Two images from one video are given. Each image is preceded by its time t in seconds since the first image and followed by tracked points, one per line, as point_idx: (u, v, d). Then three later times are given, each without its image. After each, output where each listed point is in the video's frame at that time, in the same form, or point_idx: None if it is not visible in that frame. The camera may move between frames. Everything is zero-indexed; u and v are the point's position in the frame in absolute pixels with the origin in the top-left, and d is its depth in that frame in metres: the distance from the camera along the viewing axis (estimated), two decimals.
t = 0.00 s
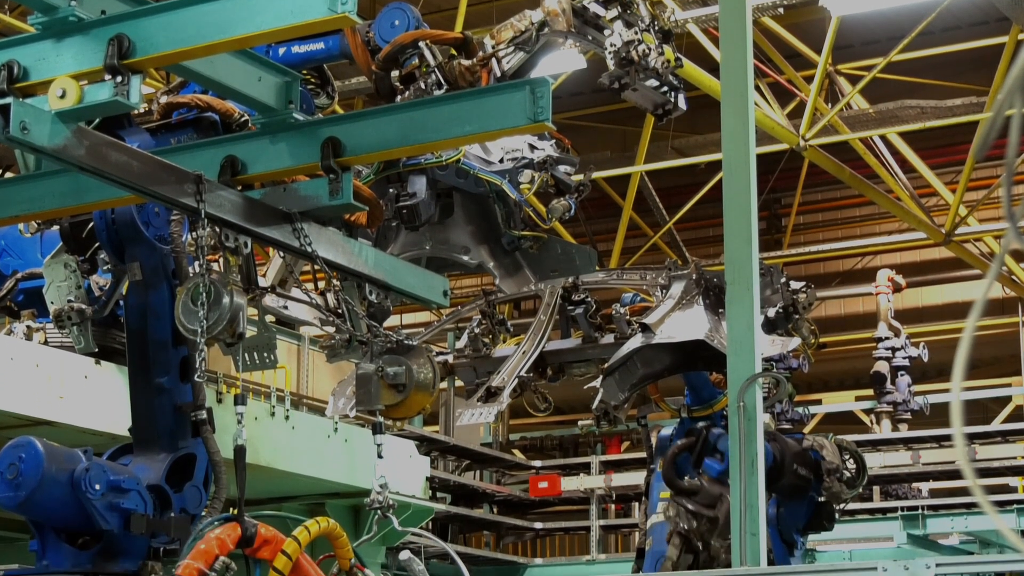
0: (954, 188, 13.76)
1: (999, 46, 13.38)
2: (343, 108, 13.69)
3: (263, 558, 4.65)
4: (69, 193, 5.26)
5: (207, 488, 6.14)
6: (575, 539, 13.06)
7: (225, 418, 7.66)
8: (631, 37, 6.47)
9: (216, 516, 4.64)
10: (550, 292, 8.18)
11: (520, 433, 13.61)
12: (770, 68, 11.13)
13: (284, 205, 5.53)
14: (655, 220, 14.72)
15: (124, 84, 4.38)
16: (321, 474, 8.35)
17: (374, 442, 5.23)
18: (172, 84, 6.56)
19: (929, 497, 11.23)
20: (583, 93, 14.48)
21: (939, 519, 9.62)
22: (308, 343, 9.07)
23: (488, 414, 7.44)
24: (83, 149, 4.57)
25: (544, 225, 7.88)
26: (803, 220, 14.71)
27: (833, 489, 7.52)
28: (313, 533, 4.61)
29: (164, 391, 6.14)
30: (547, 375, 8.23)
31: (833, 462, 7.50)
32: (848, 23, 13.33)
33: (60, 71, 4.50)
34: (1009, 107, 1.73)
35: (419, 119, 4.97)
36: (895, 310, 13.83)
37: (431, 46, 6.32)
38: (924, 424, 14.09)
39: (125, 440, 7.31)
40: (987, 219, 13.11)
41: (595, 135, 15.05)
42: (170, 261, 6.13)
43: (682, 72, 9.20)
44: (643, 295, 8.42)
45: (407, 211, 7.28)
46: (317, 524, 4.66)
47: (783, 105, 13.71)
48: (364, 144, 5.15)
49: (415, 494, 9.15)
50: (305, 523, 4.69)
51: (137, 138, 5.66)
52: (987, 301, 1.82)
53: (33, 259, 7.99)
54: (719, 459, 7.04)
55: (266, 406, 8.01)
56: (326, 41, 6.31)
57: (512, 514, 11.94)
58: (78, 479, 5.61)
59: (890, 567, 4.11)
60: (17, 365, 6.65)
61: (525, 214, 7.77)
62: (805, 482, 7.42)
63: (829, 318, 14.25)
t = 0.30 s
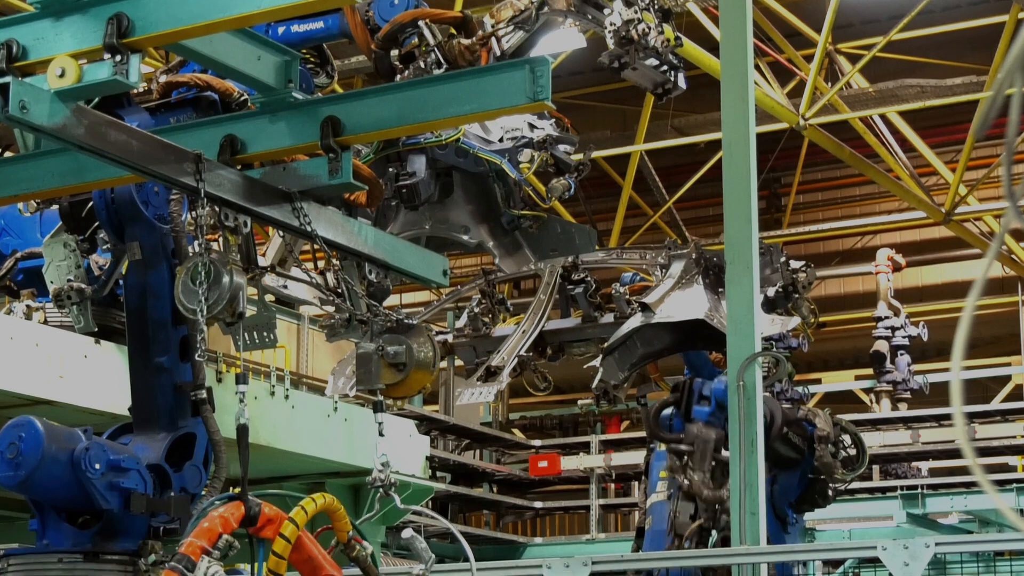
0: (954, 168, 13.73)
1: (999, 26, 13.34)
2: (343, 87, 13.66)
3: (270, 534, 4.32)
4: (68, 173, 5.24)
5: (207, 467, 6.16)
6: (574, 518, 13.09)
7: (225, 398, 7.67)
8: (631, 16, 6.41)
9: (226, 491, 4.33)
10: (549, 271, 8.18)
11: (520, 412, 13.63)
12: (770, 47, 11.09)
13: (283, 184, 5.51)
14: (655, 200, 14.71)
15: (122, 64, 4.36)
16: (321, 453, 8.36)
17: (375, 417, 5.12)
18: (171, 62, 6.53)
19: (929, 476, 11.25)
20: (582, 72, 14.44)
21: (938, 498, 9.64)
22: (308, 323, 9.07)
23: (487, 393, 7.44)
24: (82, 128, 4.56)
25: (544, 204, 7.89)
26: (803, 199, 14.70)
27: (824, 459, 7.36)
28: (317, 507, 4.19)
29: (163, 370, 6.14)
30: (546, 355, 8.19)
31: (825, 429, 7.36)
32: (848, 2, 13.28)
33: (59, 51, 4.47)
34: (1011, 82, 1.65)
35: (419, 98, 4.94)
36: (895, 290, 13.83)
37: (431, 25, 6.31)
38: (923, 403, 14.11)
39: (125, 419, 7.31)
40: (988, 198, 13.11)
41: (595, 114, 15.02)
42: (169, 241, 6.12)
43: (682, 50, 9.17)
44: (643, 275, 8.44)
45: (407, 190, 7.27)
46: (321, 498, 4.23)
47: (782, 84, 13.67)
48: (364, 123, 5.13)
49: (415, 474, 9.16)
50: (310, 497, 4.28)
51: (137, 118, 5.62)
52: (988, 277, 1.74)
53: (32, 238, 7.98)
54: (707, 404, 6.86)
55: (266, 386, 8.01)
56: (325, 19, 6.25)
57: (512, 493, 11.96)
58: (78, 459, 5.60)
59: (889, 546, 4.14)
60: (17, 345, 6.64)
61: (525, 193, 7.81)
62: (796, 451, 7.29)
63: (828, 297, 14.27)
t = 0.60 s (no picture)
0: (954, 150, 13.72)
1: (999, 8, 13.32)
2: (343, 70, 13.63)
3: (266, 525, 3.61)
4: (68, 155, 5.23)
5: (207, 451, 6.17)
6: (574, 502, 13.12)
7: (225, 381, 7.68)
8: None
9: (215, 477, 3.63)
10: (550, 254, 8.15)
11: (520, 395, 13.65)
12: (770, 30, 11.05)
13: (285, 167, 5.49)
14: (654, 183, 14.70)
15: (123, 46, 4.33)
16: (321, 436, 8.38)
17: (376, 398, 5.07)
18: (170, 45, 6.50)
19: (928, 459, 11.29)
20: (581, 55, 14.40)
21: (937, 481, 9.65)
22: (307, 306, 9.08)
23: (487, 376, 7.43)
24: (83, 111, 4.55)
25: (544, 187, 7.84)
26: (803, 182, 14.69)
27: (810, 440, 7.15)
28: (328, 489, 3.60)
29: (163, 353, 6.15)
30: (546, 339, 8.05)
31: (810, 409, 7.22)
32: None
33: (58, 34, 4.41)
34: (1008, 68, 1.67)
35: (419, 80, 4.93)
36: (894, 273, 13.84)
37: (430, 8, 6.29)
38: (923, 386, 14.13)
39: (126, 403, 7.31)
40: (987, 181, 13.12)
41: (595, 97, 15.00)
42: (168, 224, 6.12)
43: (682, 34, 9.16)
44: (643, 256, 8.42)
45: (407, 174, 7.39)
46: (327, 482, 3.63)
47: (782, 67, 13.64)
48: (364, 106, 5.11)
49: (414, 458, 9.18)
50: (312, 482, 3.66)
51: (136, 100, 5.66)
52: (988, 262, 1.76)
53: (32, 222, 7.96)
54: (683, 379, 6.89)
55: (266, 368, 8.02)
56: (324, 2, 6.27)
57: (512, 476, 11.98)
58: (78, 442, 5.62)
59: (889, 529, 4.15)
60: (17, 328, 6.64)
61: (524, 176, 7.76)
62: (780, 434, 7.13)
63: (828, 280, 14.28)
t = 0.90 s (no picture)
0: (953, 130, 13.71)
1: None
2: (342, 49, 13.59)
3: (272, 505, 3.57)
4: (68, 135, 5.21)
5: (207, 430, 6.17)
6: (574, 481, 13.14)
7: (225, 361, 7.68)
8: None
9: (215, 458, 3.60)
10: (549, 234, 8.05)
11: (520, 375, 13.66)
12: (770, 9, 11.02)
13: (286, 146, 5.44)
14: (654, 162, 14.69)
15: (124, 24, 4.28)
16: (321, 415, 8.38)
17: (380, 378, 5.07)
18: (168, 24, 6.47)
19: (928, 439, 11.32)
20: (581, 34, 14.36)
21: (937, 461, 9.66)
22: (307, 286, 9.07)
23: (486, 356, 7.40)
24: (84, 90, 4.53)
25: (544, 166, 7.92)
26: (803, 162, 14.68)
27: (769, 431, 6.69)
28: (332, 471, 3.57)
29: (164, 333, 6.14)
30: (546, 318, 7.95)
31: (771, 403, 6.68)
32: None
33: (59, 13, 4.36)
34: (1010, 45, 1.67)
35: (420, 60, 4.90)
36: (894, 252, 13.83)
37: None
38: (922, 366, 14.14)
39: (125, 382, 7.30)
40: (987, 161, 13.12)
41: (594, 76, 14.96)
42: (168, 203, 6.09)
43: (683, 14, 9.14)
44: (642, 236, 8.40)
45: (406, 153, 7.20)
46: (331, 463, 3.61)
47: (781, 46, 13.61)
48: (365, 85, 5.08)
49: (414, 437, 9.18)
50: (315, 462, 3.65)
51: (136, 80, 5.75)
52: (988, 240, 1.79)
53: (31, 201, 7.94)
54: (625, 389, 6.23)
55: (266, 348, 8.03)
56: None
57: (512, 455, 11.99)
58: (78, 422, 5.63)
59: (888, 508, 4.15)
60: (16, 308, 6.64)
61: (524, 154, 7.81)
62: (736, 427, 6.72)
63: (828, 260, 14.27)
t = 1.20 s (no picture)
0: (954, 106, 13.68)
1: None
2: (342, 26, 13.57)
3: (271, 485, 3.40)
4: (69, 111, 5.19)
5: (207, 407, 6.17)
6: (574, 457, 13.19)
7: (225, 337, 7.68)
8: None
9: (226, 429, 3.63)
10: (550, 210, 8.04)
11: (520, 351, 13.70)
12: None
13: (287, 122, 5.41)
14: (654, 139, 14.69)
15: (125, 0, 4.26)
16: (321, 392, 8.39)
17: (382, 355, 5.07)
18: None
19: (928, 415, 11.36)
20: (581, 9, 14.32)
21: (937, 437, 9.68)
22: (308, 263, 9.08)
23: (487, 332, 7.36)
24: (84, 66, 4.51)
25: (545, 141, 7.87)
26: (803, 138, 14.67)
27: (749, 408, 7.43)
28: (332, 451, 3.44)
29: (164, 310, 6.14)
30: (546, 295, 7.99)
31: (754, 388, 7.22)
32: None
33: None
34: (1013, 19, 1.65)
35: (421, 35, 4.88)
36: (895, 229, 13.83)
37: None
38: (922, 342, 14.17)
39: (126, 359, 7.31)
40: (987, 137, 13.09)
41: (594, 52, 14.94)
42: (168, 179, 6.07)
43: None
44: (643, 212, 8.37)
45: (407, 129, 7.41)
46: (331, 443, 3.50)
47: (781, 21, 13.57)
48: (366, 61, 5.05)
49: (415, 414, 9.20)
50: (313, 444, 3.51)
51: (135, 56, 5.74)
52: (987, 214, 1.76)
53: (32, 177, 7.94)
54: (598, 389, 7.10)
55: (266, 325, 8.04)
56: None
57: (513, 432, 12.03)
58: (78, 398, 5.66)
59: (888, 484, 4.16)
60: (17, 284, 6.64)
61: (525, 131, 7.79)
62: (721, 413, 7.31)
63: (828, 236, 14.28)
